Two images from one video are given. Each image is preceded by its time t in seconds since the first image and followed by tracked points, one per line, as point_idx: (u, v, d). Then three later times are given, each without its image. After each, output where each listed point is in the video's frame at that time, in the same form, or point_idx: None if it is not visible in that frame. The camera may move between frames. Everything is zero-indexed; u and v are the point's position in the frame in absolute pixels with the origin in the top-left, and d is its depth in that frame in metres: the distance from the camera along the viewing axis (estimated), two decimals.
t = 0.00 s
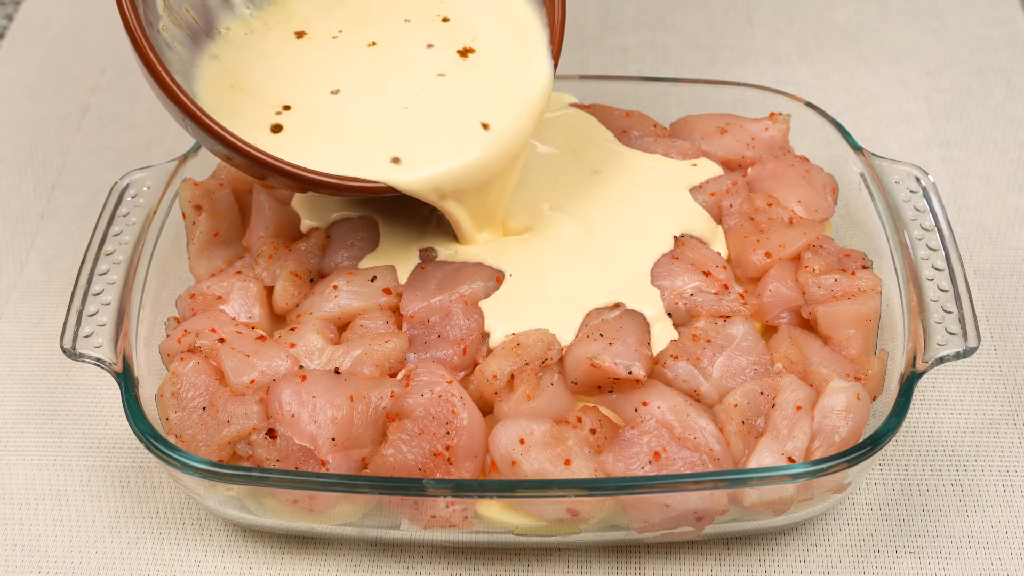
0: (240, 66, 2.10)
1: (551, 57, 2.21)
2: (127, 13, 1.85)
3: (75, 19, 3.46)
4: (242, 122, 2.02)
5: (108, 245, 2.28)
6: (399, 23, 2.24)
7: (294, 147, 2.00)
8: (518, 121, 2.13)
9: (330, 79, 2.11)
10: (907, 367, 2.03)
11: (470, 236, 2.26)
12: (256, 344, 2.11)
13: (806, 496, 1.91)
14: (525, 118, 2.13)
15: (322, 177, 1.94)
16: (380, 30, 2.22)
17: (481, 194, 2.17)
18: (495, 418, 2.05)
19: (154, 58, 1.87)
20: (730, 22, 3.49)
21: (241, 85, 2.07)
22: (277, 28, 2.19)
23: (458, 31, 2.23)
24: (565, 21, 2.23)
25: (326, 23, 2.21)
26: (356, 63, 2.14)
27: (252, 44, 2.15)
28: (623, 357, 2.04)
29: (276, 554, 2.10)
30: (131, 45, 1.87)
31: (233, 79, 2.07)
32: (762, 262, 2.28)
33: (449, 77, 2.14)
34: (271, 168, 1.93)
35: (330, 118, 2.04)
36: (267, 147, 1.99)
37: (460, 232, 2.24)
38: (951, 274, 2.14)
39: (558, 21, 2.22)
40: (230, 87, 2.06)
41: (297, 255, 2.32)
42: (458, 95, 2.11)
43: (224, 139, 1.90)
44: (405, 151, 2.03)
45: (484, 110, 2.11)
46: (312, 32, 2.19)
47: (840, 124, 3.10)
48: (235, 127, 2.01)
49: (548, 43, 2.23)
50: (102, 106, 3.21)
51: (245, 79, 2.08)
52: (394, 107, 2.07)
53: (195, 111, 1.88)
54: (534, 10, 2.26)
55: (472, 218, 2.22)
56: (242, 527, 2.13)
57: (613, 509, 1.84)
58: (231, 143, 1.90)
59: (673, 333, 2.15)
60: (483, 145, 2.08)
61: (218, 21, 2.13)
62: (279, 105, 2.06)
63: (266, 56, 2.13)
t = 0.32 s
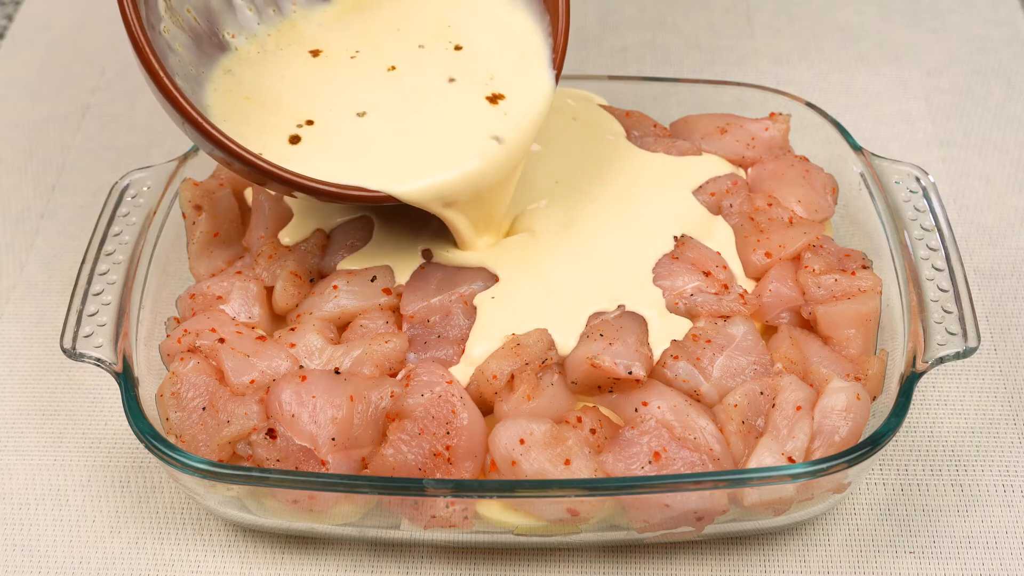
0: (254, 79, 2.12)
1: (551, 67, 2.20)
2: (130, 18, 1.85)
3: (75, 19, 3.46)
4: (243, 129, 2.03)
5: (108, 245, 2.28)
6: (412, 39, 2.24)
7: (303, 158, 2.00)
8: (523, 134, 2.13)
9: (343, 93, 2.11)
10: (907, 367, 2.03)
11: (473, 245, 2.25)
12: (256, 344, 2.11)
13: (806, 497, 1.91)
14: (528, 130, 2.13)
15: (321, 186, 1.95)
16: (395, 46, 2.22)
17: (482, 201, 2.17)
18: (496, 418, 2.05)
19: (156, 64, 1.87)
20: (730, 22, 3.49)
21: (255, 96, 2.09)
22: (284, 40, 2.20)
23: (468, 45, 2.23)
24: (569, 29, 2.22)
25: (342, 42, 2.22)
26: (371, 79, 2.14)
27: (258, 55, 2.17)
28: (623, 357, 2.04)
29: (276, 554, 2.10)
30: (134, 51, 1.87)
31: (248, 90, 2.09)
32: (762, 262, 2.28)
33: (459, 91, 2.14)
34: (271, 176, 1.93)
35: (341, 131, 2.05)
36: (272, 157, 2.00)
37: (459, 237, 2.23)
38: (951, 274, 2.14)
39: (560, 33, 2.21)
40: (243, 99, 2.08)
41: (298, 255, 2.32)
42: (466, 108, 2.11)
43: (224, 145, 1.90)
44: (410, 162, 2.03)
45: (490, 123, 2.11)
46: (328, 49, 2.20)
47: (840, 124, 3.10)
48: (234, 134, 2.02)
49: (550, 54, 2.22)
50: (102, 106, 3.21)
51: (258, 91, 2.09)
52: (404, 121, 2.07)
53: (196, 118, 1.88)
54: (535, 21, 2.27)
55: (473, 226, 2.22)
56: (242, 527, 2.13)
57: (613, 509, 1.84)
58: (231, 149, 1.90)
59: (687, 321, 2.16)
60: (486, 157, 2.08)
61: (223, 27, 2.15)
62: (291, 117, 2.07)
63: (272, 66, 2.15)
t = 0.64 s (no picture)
0: (279, 79, 2.12)
1: (562, 66, 2.23)
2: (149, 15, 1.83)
3: (75, 20, 3.46)
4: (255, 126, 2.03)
5: (108, 245, 2.28)
6: (435, 42, 2.24)
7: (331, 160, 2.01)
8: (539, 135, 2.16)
9: (371, 97, 2.12)
10: (907, 367, 2.03)
11: (483, 241, 2.27)
12: (256, 344, 2.11)
13: (806, 497, 1.91)
14: (539, 130, 2.15)
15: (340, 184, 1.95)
16: (418, 50, 2.22)
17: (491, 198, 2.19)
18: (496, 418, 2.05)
19: (175, 63, 1.85)
20: (730, 22, 3.49)
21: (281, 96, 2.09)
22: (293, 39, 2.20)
23: (488, 48, 2.24)
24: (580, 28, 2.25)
25: (356, 45, 2.22)
26: (392, 82, 2.15)
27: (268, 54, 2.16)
28: (623, 357, 2.04)
29: (276, 554, 2.10)
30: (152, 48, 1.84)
31: (262, 88, 2.09)
32: (762, 262, 2.28)
33: (481, 94, 2.15)
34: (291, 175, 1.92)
35: (370, 134, 2.06)
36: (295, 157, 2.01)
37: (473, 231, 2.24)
38: (951, 274, 2.14)
39: (572, 31, 2.23)
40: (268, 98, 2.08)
41: (297, 254, 2.32)
42: (485, 110, 2.13)
43: (246, 145, 1.88)
44: (436, 164, 2.05)
45: (512, 127, 2.13)
46: (352, 52, 2.20)
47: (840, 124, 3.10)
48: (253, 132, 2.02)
49: (559, 54, 2.25)
50: (102, 106, 3.21)
51: (280, 91, 2.09)
52: (430, 126, 2.09)
53: (216, 117, 1.87)
54: (545, 21, 2.29)
55: (486, 222, 2.23)
56: (242, 527, 2.13)
57: (613, 509, 1.84)
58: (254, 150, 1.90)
59: (698, 313, 2.16)
60: (507, 158, 2.11)
61: (231, 20, 2.12)
62: (316, 117, 2.07)
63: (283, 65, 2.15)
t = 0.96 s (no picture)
0: (303, 78, 2.13)
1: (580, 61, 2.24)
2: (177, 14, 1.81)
3: (75, 20, 3.47)
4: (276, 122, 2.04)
5: (108, 245, 2.28)
6: (465, 43, 2.25)
7: (367, 160, 2.02)
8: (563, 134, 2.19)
9: (399, 96, 2.13)
10: (907, 367, 2.03)
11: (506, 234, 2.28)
12: (256, 344, 2.11)
13: (806, 496, 1.91)
14: (556, 126, 2.17)
15: (362, 179, 1.96)
16: (449, 52, 2.23)
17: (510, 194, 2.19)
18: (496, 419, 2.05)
19: (204, 62, 1.84)
20: (730, 22, 3.50)
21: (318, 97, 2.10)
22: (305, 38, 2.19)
23: (517, 47, 2.24)
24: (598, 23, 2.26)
25: (372, 43, 2.24)
26: (410, 81, 2.16)
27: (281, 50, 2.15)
28: (623, 357, 2.04)
29: (276, 554, 2.10)
30: (181, 46, 1.83)
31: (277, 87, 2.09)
32: (762, 261, 2.28)
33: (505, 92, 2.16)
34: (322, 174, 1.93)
35: (401, 134, 2.08)
36: (328, 156, 2.02)
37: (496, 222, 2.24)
38: (951, 274, 2.14)
39: (592, 25, 2.25)
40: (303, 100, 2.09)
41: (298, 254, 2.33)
42: (505, 107, 2.14)
43: (276, 144, 1.89)
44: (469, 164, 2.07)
45: (542, 127, 2.15)
46: (384, 55, 2.21)
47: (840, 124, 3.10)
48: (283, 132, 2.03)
49: (577, 50, 2.25)
50: (102, 106, 3.21)
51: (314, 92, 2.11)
52: (464, 127, 2.10)
53: (247, 116, 1.87)
54: (561, 17, 2.29)
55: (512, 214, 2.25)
56: (242, 527, 2.13)
57: (612, 509, 1.84)
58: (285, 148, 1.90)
59: (700, 313, 2.15)
60: (536, 157, 2.14)
61: (249, 12, 2.09)
62: (351, 119, 2.08)
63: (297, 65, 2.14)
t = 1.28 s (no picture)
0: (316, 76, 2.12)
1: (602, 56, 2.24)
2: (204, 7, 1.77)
3: (75, 20, 3.47)
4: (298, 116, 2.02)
5: (108, 245, 2.28)
6: (490, 43, 2.25)
7: (402, 159, 2.02)
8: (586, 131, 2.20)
9: (421, 94, 2.12)
10: (906, 367, 2.03)
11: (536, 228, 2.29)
12: (256, 344, 2.11)
13: (806, 496, 1.91)
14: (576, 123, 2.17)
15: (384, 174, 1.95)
16: (475, 52, 2.22)
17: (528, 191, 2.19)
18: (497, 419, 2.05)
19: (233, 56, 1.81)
20: (730, 22, 3.50)
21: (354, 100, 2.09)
22: (323, 34, 2.17)
23: (540, 44, 2.25)
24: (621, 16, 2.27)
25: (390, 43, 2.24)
26: (431, 79, 2.16)
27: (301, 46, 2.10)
28: (623, 357, 2.04)
29: (276, 554, 2.10)
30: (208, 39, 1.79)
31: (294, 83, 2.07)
32: (762, 261, 2.28)
33: (526, 90, 2.17)
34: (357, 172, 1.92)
35: (424, 131, 2.07)
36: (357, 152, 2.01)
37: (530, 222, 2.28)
38: (951, 274, 2.14)
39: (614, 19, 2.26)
40: (337, 103, 2.08)
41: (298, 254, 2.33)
42: (527, 105, 2.15)
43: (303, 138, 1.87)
44: (502, 161, 2.07)
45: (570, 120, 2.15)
46: (411, 58, 2.21)
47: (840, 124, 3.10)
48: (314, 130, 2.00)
49: (596, 48, 2.25)
50: (102, 106, 3.21)
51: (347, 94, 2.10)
52: (498, 125, 2.11)
53: (278, 112, 1.84)
54: (582, 16, 2.29)
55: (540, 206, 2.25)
56: (242, 527, 2.13)
57: (612, 509, 1.84)
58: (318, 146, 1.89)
59: (705, 314, 2.15)
60: (563, 149, 2.15)
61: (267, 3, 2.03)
62: (387, 120, 2.07)
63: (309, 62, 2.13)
